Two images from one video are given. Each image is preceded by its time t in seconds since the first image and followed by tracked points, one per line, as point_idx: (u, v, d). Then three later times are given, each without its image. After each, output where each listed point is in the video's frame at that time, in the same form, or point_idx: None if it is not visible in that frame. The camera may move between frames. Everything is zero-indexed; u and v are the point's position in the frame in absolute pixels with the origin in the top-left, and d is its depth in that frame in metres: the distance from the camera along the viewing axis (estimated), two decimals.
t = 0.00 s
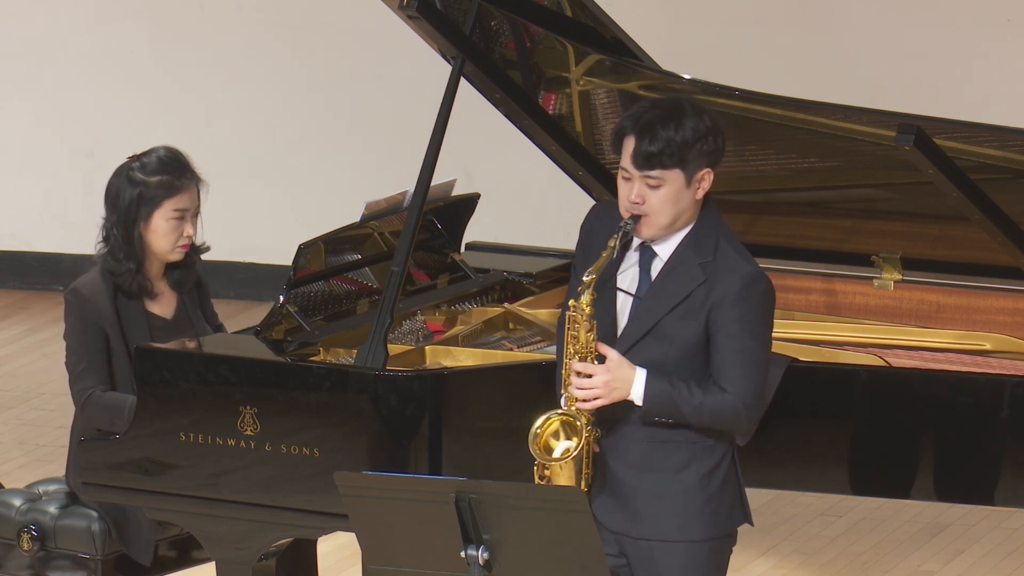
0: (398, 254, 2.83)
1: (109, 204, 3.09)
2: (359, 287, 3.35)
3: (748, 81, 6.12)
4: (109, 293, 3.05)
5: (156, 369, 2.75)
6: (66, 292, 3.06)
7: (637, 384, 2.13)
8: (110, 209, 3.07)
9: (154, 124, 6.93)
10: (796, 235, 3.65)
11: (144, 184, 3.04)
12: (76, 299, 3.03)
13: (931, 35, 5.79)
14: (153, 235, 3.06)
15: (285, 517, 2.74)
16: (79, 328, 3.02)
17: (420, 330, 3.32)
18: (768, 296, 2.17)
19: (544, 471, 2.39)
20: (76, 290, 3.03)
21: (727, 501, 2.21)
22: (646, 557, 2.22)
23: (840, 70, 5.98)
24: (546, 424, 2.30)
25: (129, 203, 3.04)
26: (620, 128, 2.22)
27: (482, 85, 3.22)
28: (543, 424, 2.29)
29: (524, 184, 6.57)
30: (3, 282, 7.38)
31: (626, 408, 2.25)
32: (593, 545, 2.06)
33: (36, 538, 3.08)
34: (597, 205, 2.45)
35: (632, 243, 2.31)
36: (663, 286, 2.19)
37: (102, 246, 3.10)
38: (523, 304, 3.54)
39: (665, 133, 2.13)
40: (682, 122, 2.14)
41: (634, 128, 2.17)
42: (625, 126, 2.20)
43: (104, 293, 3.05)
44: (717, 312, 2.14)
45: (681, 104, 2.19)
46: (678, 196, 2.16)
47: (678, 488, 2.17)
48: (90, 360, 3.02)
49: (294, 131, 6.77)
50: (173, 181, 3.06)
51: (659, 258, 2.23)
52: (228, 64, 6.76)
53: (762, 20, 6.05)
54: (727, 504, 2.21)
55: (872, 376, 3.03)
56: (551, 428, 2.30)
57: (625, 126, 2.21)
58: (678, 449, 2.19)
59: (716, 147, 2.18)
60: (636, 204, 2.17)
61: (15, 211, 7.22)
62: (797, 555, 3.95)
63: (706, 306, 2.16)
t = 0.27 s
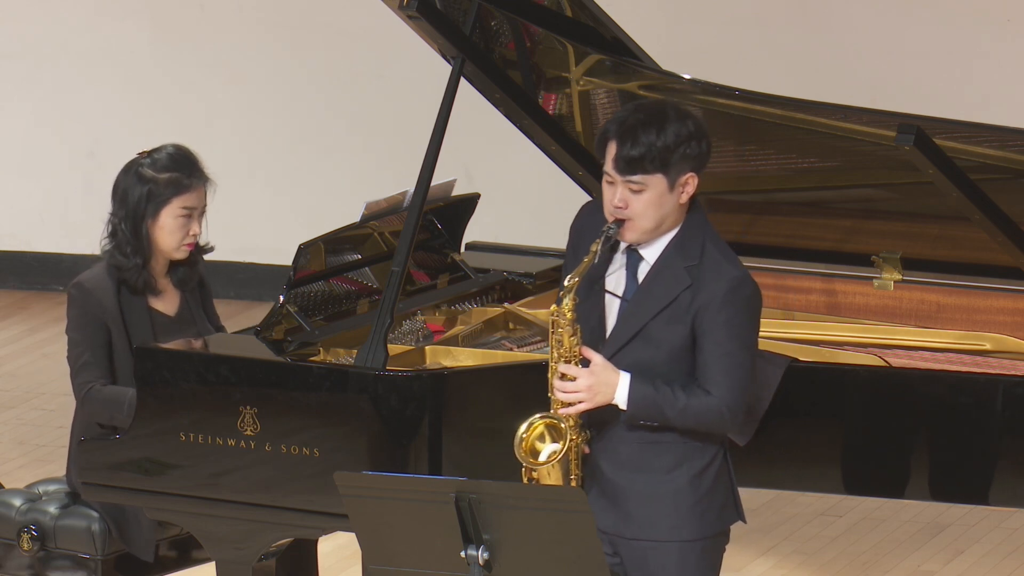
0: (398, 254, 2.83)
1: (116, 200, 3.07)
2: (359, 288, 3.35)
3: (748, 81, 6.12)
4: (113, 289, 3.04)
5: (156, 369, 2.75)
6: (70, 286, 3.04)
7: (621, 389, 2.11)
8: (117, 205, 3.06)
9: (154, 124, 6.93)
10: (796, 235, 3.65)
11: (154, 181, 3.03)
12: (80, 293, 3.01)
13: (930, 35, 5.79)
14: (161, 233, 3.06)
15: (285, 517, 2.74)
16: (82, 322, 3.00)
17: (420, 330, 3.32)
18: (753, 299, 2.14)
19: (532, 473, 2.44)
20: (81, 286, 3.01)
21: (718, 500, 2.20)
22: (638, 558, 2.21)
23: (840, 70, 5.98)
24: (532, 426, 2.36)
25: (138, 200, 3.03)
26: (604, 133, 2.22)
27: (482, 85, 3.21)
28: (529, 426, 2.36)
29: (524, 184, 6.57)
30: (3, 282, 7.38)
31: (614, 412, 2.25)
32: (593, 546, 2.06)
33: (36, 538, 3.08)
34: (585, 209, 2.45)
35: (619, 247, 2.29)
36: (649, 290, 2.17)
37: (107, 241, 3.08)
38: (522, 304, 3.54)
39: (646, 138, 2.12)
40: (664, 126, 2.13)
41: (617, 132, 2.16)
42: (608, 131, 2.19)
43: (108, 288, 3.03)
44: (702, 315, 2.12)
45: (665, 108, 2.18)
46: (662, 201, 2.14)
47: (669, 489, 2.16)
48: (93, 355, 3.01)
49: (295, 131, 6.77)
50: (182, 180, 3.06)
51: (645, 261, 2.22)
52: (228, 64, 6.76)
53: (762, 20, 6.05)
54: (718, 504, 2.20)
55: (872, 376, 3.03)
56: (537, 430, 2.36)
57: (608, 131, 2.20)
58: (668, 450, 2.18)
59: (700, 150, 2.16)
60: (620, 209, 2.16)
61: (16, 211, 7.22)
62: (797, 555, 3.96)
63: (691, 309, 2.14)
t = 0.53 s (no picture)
0: (398, 254, 2.83)
1: (126, 195, 3.03)
2: (359, 288, 3.35)
3: (748, 81, 6.12)
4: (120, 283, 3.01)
5: (156, 369, 2.75)
6: (76, 279, 3.03)
7: (607, 392, 2.11)
8: (126, 199, 3.02)
9: (153, 124, 6.93)
10: (796, 235, 3.65)
11: (163, 180, 2.98)
12: (85, 287, 3.00)
13: (930, 35, 5.79)
14: (166, 231, 3.01)
15: (284, 517, 2.74)
16: (89, 316, 2.99)
17: (420, 330, 3.32)
18: (735, 299, 2.14)
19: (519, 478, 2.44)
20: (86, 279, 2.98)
21: (707, 499, 2.19)
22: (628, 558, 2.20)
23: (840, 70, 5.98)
24: (517, 434, 2.34)
25: (146, 196, 2.98)
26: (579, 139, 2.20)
27: (482, 85, 3.20)
28: (514, 435, 2.34)
29: (524, 184, 6.56)
30: (3, 282, 7.38)
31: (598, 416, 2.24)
32: (593, 546, 2.05)
33: (36, 538, 3.08)
34: (566, 211, 2.45)
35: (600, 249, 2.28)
36: (630, 293, 2.16)
37: (115, 234, 3.06)
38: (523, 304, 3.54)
39: (621, 143, 2.11)
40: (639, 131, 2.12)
41: (592, 138, 2.15)
42: (583, 137, 2.18)
43: (114, 282, 3.02)
44: (685, 317, 2.11)
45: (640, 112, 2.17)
46: (640, 205, 2.13)
47: (656, 489, 2.15)
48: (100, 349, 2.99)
49: (295, 131, 6.77)
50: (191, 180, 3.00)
51: (626, 264, 2.21)
52: (228, 64, 6.76)
53: (762, 20, 6.05)
54: (706, 503, 2.19)
55: (872, 376, 3.03)
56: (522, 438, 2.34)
57: (583, 137, 2.18)
58: (655, 451, 2.17)
59: (677, 152, 2.15)
60: (599, 214, 2.15)
61: (16, 211, 7.22)
62: (798, 555, 3.95)
63: (673, 311, 2.13)
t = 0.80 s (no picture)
0: (398, 254, 2.83)
1: (138, 191, 3.01)
2: (359, 288, 3.34)
3: (748, 81, 6.12)
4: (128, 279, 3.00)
5: (156, 369, 2.75)
6: (85, 271, 3.02)
7: (601, 395, 2.11)
8: (139, 195, 2.99)
9: (153, 125, 6.92)
10: (796, 235, 3.65)
11: (176, 180, 2.95)
12: (94, 282, 2.98)
13: (930, 35, 5.79)
14: (176, 232, 2.97)
15: (284, 517, 2.74)
16: (97, 310, 2.99)
17: (420, 330, 3.34)
18: (715, 292, 2.15)
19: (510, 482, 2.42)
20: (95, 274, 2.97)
21: (698, 497, 2.20)
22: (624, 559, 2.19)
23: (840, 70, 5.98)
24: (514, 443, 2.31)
25: (158, 195, 2.95)
26: (548, 147, 2.17)
27: (481, 85, 3.19)
28: (512, 444, 2.31)
29: (524, 184, 6.56)
30: (3, 282, 7.39)
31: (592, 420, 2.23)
32: (593, 546, 2.05)
33: (36, 538, 3.08)
34: (532, 218, 2.41)
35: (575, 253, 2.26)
36: (612, 297, 2.15)
37: (126, 228, 3.04)
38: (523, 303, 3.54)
39: (597, 148, 2.10)
40: (611, 135, 2.11)
41: (565, 146, 2.12)
42: (553, 145, 2.15)
43: (124, 276, 3.01)
44: (668, 316, 2.12)
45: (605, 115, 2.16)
46: (618, 208, 2.13)
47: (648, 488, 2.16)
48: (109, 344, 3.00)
49: (295, 131, 6.77)
50: (204, 182, 2.96)
51: (604, 268, 2.20)
52: (228, 64, 6.76)
53: (762, 20, 6.05)
54: (698, 500, 2.20)
55: (872, 376, 3.03)
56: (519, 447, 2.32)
57: (553, 145, 2.16)
58: (645, 450, 2.18)
59: (647, 152, 2.16)
60: (577, 222, 2.13)
61: (16, 211, 7.22)
62: (798, 555, 3.95)
63: (656, 310, 2.13)
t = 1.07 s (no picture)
0: (398, 254, 2.83)
1: (157, 187, 3.02)
2: (359, 287, 3.33)
3: (748, 81, 6.13)
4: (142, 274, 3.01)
5: (156, 369, 2.75)
6: (98, 263, 3.01)
7: (607, 399, 2.07)
8: (157, 192, 3.00)
9: (153, 125, 6.92)
10: (796, 235, 3.65)
11: (195, 180, 2.96)
12: (109, 273, 2.99)
13: (930, 35, 5.79)
14: (192, 231, 2.99)
15: (284, 517, 2.74)
16: (109, 304, 2.98)
17: (420, 330, 3.39)
18: (693, 275, 2.11)
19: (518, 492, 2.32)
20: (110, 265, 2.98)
21: (696, 489, 2.19)
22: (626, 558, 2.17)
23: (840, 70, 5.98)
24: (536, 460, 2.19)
25: (176, 194, 2.96)
26: (508, 164, 2.06)
27: (481, 85, 3.18)
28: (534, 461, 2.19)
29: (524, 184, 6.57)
30: (3, 282, 7.39)
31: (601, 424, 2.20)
32: (592, 546, 2.05)
33: (36, 538, 3.08)
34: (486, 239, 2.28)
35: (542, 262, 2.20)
36: (592, 303, 2.10)
37: (142, 223, 3.05)
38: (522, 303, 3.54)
39: (561, 156, 2.00)
40: (570, 139, 2.01)
41: (530, 162, 2.02)
42: (516, 162, 2.04)
43: (137, 270, 3.01)
44: (653, 310, 2.08)
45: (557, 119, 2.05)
46: (591, 213, 2.06)
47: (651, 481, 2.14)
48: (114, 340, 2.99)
49: (294, 131, 6.77)
50: (221, 183, 2.97)
51: (579, 276, 2.15)
52: (228, 64, 6.76)
53: (763, 20, 6.05)
54: (696, 492, 2.19)
55: (872, 376, 3.03)
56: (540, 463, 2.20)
57: (515, 162, 2.04)
58: (645, 444, 2.17)
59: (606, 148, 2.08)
60: (553, 236, 2.04)
61: (16, 211, 7.22)
62: (798, 555, 3.95)
63: (640, 306, 2.09)
